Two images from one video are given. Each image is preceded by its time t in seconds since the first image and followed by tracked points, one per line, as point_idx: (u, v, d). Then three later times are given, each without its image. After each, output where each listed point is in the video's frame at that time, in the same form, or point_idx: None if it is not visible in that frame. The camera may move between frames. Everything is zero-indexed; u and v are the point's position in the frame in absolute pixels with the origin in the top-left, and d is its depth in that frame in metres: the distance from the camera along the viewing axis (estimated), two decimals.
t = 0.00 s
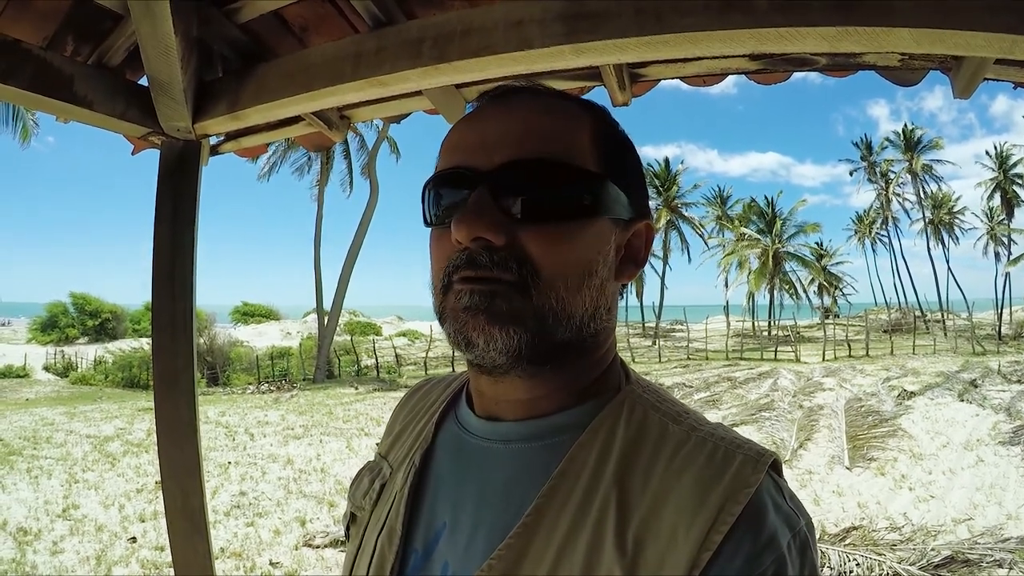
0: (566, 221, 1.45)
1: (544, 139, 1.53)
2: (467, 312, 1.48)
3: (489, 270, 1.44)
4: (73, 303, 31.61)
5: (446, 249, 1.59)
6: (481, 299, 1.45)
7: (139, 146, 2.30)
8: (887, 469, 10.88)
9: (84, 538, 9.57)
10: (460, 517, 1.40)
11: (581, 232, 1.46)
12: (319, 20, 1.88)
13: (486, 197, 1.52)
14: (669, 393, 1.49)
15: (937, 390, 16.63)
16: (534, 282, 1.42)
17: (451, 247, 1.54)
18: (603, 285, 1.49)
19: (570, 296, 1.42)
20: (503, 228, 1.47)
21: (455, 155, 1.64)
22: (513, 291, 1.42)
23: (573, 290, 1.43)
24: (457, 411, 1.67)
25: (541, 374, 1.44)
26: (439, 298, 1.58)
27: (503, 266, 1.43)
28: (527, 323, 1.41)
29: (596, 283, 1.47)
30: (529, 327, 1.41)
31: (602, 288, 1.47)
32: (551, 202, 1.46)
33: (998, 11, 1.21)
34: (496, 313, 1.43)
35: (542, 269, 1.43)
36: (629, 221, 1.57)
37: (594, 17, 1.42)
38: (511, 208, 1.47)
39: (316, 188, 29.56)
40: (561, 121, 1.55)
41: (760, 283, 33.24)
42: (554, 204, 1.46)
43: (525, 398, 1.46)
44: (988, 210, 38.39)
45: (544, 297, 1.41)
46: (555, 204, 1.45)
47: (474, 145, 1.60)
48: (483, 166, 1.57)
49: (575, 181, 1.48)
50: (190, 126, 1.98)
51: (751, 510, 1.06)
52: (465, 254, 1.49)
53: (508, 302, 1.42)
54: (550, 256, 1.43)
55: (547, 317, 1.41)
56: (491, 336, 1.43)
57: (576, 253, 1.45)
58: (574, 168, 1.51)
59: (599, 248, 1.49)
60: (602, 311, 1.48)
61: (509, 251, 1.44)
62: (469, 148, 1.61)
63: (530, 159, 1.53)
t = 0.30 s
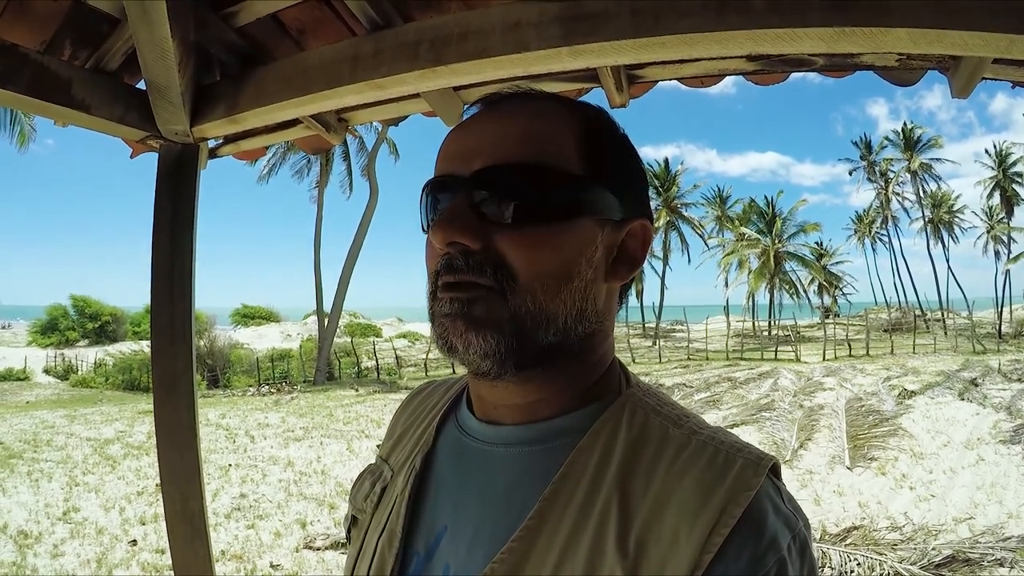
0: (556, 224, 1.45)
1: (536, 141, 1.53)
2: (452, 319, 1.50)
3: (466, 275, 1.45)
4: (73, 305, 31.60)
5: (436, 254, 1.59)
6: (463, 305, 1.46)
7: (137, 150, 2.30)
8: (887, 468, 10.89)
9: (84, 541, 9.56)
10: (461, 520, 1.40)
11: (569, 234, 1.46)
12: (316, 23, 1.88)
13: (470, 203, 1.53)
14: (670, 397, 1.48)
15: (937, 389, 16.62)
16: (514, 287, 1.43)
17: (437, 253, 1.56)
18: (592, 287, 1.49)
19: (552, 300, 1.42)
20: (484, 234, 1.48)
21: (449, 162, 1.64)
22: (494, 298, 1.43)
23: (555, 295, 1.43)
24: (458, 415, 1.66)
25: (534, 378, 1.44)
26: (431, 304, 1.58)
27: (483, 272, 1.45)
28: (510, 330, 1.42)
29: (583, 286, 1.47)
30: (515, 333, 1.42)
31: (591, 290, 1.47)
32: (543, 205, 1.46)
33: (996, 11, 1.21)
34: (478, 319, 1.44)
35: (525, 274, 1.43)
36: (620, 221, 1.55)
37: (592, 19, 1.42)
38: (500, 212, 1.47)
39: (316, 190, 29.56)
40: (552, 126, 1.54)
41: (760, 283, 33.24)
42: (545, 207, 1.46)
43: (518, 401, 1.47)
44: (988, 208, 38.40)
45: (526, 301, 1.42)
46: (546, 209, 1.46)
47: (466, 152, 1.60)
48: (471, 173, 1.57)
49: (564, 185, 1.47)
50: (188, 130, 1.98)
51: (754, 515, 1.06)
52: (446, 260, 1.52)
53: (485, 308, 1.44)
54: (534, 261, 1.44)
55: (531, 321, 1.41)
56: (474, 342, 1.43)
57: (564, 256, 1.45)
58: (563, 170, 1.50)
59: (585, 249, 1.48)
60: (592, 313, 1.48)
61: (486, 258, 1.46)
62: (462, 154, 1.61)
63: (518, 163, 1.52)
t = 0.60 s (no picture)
0: (553, 224, 1.45)
1: (531, 141, 1.53)
2: (451, 319, 1.51)
3: (467, 277, 1.46)
4: (73, 305, 31.60)
5: (432, 255, 1.60)
6: (460, 305, 1.47)
7: (135, 149, 2.29)
8: (886, 467, 10.89)
9: (84, 540, 9.57)
10: (457, 518, 1.40)
11: (565, 233, 1.46)
12: (314, 22, 1.88)
13: (464, 203, 1.54)
14: (669, 396, 1.48)
15: (937, 388, 16.64)
16: (508, 287, 1.43)
17: (433, 254, 1.57)
18: (588, 285, 1.49)
19: (550, 300, 1.42)
20: (478, 234, 1.49)
21: (446, 162, 1.64)
22: (489, 297, 1.44)
23: (550, 294, 1.43)
24: (456, 414, 1.66)
25: (531, 377, 1.44)
26: (428, 304, 1.60)
27: (478, 272, 1.45)
28: (505, 329, 1.43)
29: (578, 284, 1.47)
30: (510, 333, 1.42)
31: (588, 289, 1.47)
32: (539, 204, 1.46)
33: (994, 10, 1.21)
34: (475, 319, 1.45)
35: (522, 276, 1.44)
36: (618, 219, 1.55)
37: (589, 18, 1.42)
38: (498, 212, 1.47)
39: (315, 189, 29.54)
40: (548, 125, 1.54)
41: (759, 282, 33.26)
42: (540, 206, 1.46)
43: (517, 401, 1.47)
44: (987, 207, 38.39)
45: (519, 302, 1.43)
46: (541, 208, 1.46)
47: (463, 153, 1.60)
48: (463, 173, 1.58)
49: (559, 185, 1.48)
50: (186, 129, 1.98)
51: (750, 513, 1.06)
52: (446, 262, 1.52)
53: (485, 308, 1.44)
54: (527, 261, 1.44)
55: (526, 320, 1.41)
56: (473, 342, 1.44)
57: (558, 254, 1.45)
58: (558, 170, 1.50)
59: (581, 248, 1.48)
60: (588, 311, 1.48)
61: (487, 259, 1.47)
62: (459, 155, 1.61)
63: (514, 162, 1.52)
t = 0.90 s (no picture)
0: (521, 220, 1.46)
1: (521, 141, 1.53)
2: (425, 318, 1.54)
3: (435, 275, 1.50)
4: (71, 305, 31.57)
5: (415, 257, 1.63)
6: (437, 304, 1.50)
7: (132, 149, 2.29)
8: (885, 467, 10.89)
9: (83, 540, 9.57)
10: (453, 518, 1.40)
11: (544, 231, 1.47)
12: (311, 22, 1.89)
13: (437, 206, 1.55)
14: (666, 395, 1.48)
15: (935, 387, 16.65)
16: (482, 286, 1.46)
17: (412, 255, 1.59)
18: (573, 282, 1.49)
19: (518, 294, 1.44)
20: (455, 234, 1.50)
21: (437, 161, 1.64)
22: (464, 295, 1.47)
23: (528, 291, 1.44)
24: (453, 413, 1.66)
25: (523, 375, 1.45)
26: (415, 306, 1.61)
27: (450, 271, 1.48)
28: (481, 326, 1.45)
29: (559, 280, 1.47)
30: (489, 330, 1.44)
31: (560, 282, 1.47)
32: (528, 204, 1.47)
33: (988, 9, 1.21)
34: (447, 315, 1.49)
35: (485, 271, 1.46)
36: (600, 212, 1.54)
37: (584, 18, 1.42)
38: (482, 210, 1.48)
39: (315, 189, 29.52)
40: (538, 124, 1.55)
41: (758, 282, 33.27)
42: (523, 204, 1.47)
43: (500, 397, 1.48)
44: (986, 207, 38.42)
45: (493, 301, 1.45)
46: (526, 206, 1.47)
47: (453, 153, 1.60)
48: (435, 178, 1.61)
49: (543, 184, 1.48)
50: (183, 129, 1.98)
51: (750, 514, 1.07)
52: (417, 262, 1.57)
53: (453, 305, 1.48)
54: (504, 260, 1.45)
55: (502, 316, 1.44)
56: (445, 339, 1.48)
57: (536, 251, 1.46)
58: (542, 168, 1.50)
59: (564, 246, 1.49)
60: (571, 307, 1.49)
61: (451, 258, 1.50)
62: (451, 156, 1.61)
63: (496, 161, 1.53)
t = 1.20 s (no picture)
0: (528, 221, 1.47)
1: (521, 142, 1.54)
2: (430, 318, 1.54)
3: (438, 274, 1.50)
4: (70, 302, 31.57)
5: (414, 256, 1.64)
6: (437, 303, 1.51)
7: (132, 147, 2.30)
8: (883, 470, 10.89)
9: (80, 537, 9.57)
10: (450, 518, 1.41)
11: (541, 231, 1.47)
12: (311, 22, 1.89)
13: (440, 206, 1.56)
14: (665, 397, 1.49)
15: (933, 391, 16.66)
16: (482, 285, 1.46)
17: (413, 254, 1.60)
18: (573, 281, 1.50)
19: (525, 295, 1.45)
20: (455, 234, 1.51)
21: (439, 160, 1.64)
22: (464, 294, 1.47)
23: (528, 289, 1.45)
24: (452, 412, 1.67)
25: (523, 374, 1.45)
26: (416, 304, 1.62)
27: (449, 271, 1.49)
28: (481, 324, 1.46)
29: (560, 280, 1.48)
30: (488, 328, 1.45)
31: (567, 285, 1.48)
32: (529, 204, 1.47)
33: (988, 10, 1.21)
34: (448, 315, 1.50)
35: (491, 271, 1.46)
36: (601, 211, 1.54)
37: (584, 19, 1.43)
38: (483, 210, 1.49)
39: (315, 188, 29.54)
40: (542, 124, 1.55)
41: (757, 283, 33.29)
42: (524, 205, 1.47)
43: (502, 397, 1.49)
44: (986, 211, 38.45)
45: (493, 299, 1.46)
46: (527, 205, 1.48)
47: (454, 153, 1.61)
48: (437, 177, 1.62)
49: (545, 186, 1.49)
50: (183, 127, 1.99)
51: (748, 516, 1.08)
52: (422, 260, 1.56)
53: (457, 304, 1.48)
54: (503, 258, 1.46)
55: (502, 314, 1.45)
56: (445, 337, 1.50)
57: (535, 251, 1.47)
58: (543, 168, 1.50)
59: (564, 245, 1.49)
60: (571, 306, 1.49)
61: (453, 256, 1.50)
62: (453, 156, 1.61)
63: (498, 160, 1.53)
